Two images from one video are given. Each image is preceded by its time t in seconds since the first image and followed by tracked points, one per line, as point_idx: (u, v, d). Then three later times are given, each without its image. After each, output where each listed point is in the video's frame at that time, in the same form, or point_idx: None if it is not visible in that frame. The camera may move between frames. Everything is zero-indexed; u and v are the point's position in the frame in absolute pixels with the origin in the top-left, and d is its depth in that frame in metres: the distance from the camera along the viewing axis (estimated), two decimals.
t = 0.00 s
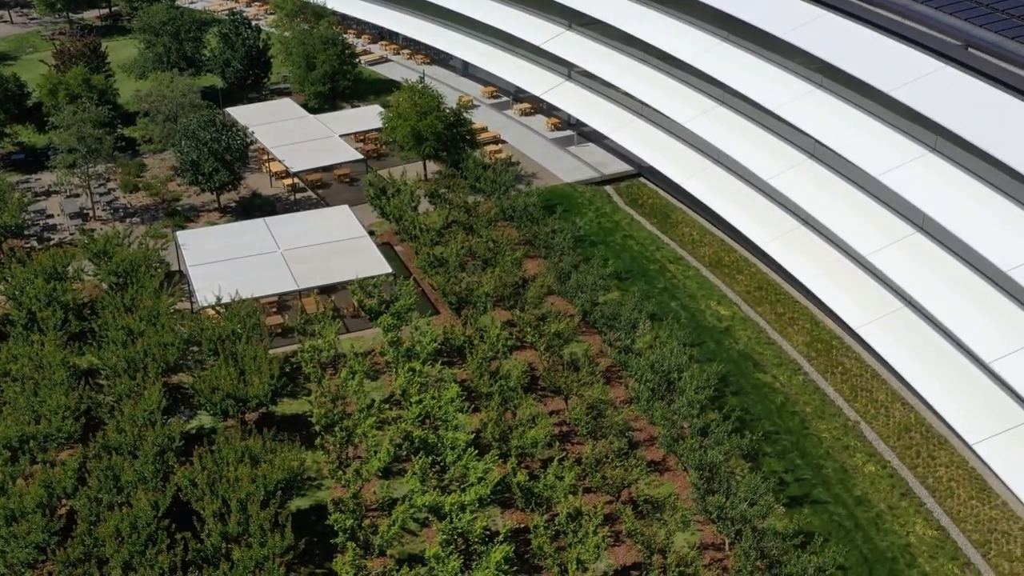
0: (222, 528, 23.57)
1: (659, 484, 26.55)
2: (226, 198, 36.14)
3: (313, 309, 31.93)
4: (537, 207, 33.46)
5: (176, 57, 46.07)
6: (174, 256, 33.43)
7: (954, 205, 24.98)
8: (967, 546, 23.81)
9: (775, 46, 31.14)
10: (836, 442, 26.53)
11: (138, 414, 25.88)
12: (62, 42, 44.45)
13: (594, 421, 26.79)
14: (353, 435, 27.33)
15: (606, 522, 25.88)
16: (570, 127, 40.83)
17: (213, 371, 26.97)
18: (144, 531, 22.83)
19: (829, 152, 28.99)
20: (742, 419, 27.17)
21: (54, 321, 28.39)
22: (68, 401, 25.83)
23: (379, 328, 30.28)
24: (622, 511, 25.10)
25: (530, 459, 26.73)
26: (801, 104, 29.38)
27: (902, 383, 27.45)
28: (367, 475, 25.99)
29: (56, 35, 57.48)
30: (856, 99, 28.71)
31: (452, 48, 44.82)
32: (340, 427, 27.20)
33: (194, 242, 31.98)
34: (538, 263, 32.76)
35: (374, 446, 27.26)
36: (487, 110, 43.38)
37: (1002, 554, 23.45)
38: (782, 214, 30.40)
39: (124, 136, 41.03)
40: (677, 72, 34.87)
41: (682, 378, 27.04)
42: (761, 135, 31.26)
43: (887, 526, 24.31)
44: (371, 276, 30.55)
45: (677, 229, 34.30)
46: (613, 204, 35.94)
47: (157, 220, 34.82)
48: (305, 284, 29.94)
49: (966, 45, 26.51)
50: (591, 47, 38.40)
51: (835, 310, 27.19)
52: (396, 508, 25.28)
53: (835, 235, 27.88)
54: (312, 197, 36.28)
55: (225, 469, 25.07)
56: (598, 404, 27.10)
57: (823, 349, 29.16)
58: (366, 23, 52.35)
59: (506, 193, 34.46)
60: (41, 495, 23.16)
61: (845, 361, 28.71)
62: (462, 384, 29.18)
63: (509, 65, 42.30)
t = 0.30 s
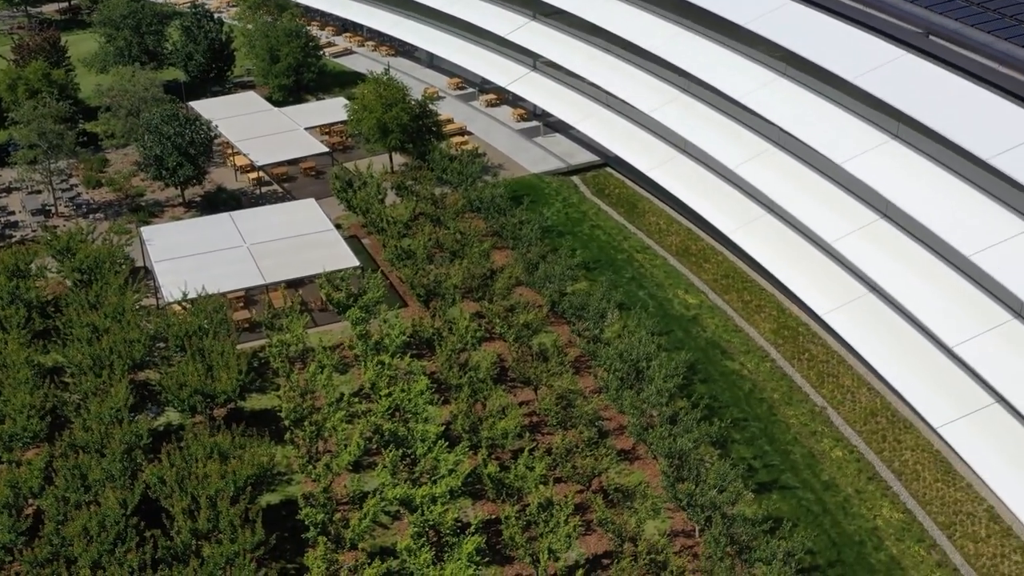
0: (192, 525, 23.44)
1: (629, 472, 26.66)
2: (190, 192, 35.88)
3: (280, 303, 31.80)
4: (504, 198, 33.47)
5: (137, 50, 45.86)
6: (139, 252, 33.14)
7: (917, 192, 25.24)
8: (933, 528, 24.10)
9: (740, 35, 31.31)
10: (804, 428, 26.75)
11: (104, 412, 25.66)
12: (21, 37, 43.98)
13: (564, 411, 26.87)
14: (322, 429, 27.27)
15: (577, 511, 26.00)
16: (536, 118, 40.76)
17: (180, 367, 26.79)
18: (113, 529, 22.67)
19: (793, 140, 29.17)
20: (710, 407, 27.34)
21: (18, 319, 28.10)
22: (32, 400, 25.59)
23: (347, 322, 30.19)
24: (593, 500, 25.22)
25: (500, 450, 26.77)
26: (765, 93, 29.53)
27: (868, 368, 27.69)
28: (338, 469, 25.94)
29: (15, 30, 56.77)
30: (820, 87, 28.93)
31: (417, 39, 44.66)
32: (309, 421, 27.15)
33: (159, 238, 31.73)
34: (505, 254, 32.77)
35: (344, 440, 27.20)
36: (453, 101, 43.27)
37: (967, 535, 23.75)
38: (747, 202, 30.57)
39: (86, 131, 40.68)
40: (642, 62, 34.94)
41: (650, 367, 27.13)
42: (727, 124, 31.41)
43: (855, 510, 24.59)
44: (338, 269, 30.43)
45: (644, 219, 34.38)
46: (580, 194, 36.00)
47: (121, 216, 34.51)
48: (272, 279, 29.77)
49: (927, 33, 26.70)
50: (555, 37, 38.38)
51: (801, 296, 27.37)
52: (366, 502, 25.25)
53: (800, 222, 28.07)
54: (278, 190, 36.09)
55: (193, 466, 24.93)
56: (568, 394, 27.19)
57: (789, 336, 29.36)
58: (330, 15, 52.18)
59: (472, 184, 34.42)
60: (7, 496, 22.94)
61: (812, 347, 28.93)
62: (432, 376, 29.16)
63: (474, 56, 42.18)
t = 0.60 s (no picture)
0: (161, 523, 23.28)
1: (598, 462, 26.75)
2: (154, 188, 35.60)
3: (247, 299, 31.63)
4: (470, 189, 33.45)
5: (97, 45, 45.47)
6: (102, 249, 32.83)
7: (879, 179, 25.47)
8: (899, 511, 24.37)
9: (704, 24, 31.48)
10: (771, 414, 26.95)
11: (69, 411, 25.42)
12: None
13: (533, 402, 26.91)
14: (291, 424, 27.17)
15: (547, 501, 26.04)
16: (501, 109, 40.67)
17: (146, 364, 26.59)
18: (80, 529, 22.46)
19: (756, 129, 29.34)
20: (678, 395, 27.49)
21: None
22: None
23: (314, 316, 30.07)
24: (563, 490, 25.29)
25: (470, 442, 26.78)
26: (729, 82, 29.68)
27: (833, 354, 27.91)
28: (307, 464, 25.86)
29: None
30: (783, 76, 29.13)
31: (380, 31, 44.46)
32: (277, 417, 27.07)
33: (122, 234, 31.44)
34: (472, 246, 32.75)
35: (313, 435, 27.12)
36: (417, 93, 43.14)
37: (932, 518, 24.03)
38: (712, 191, 30.72)
39: (46, 127, 40.28)
40: (607, 52, 35.01)
41: (618, 356, 27.23)
42: (691, 113, 31.54)
43: (822, 495, 24.85)
44: (304, 263, 30.29)
45: (610, 209, 34.43)
46: (546, 185, 36.02)
47: (83, 213, 34.19)
48: (238, 274, 29.60)
49: (887, 21, 27.21)
50: (519, 28, 38.35)
51: (766, 284, 27.54)
52: (336, 496, 25.19)
53: (765, 210, 28.24)
54: (242, 185, 35.89)
55: (161, 463, 24.75)
56: (537, 384, 27.24)
57: (755, 323, 29.54)
58: (292, 8, 51.92)
59: (438, 176, 34.39)
60: None
61: (778, 334, 29.11)
62: (400, 369, 29.11)
63: (437, 47, 42.05)
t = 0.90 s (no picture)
0: (125, 522, 23.07)
1: (564, 450, 26.84)
2: (111, 183, 35.22)
3: (208, 294, 31.40)
4: (431, 180, 33.38)
5: (50, 39, 45.04)
6: (59, 246, 32.42)
7: (837, 164, 25.73)
8: (861, 492, 24.71)
9: (662, 13, 31.61)
10: (734, 399, 27.18)
11: (29, 411, 25.10)
12: None
13: (498, 392, 26.93)
14: (256, 419, 27.03)
15: (514, 491, 26.13)
16: (461, 99, 40.56)
17: (107, 362, 26.32)
18: (43, 530, 22.20)
19: (716, 116, 29.53)
20: (642, 382, 27.65)
21: None
22: None
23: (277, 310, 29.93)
24: (529, 480, 25.37)
25: (436, 433, 26.79)
26: (688, 70, 29.84)
27: (795, 338, 28.15)
28: (272, 459, 25.74)
29: None
30: (741, 63, 29.35)
31: (339, 22, 44.20)
32: (242, 412, 26.94)
33: (79, 230, 31.08)
34: (435, 237, 32.69)
35: (277, 429, 27.00)
36: (376, 84, 42.94)
37: (893, 498, 24.37)
38: (673, 178, 30.87)
39: None
40: (566, 42, 35.03)
41: (582, 345, 27.31)
42: (651, 101, 31.65)
43: (785, 478, 25.15)
44: (265, 257, 30.11)
45: (572, 197, 34.48)
46: (507, 174, 36.00)
47: (39, 210, 33.76)
48: (198, 269, 29.35)
49: (843, 9, 27.53)
50: (477, 18, 38.27)
51: (727, 270, 27.74)
52: (303, 491, 25.10)
53: (725, 196, 28.42)
54: (202, 179, 35.61)
55: (124, 462, 24.52)
56: (501, 374, 27.29)
57: (718, 310, 29.73)
58: None
59: (399, 168, 34.29)
60: None
61: (740, 320, 29.32)
62: (365, 362, 29.04)
63: (396, 38, 41.86)
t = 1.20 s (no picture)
0: (93, 522, 22.89)
1: (534, 441, 26.88)
2: (72, 180, 34.86)
3: (173, 290, 31.16)
4: (397, 172, 33.28)
5: (7, 34, 44.36)
6: (21, 244, 32.03)
7: (800, 152, 25.91)
8: (828, 477, 24.96)
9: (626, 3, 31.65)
10: (702, 386, 27.35)
11: None
12: None
13: (467, 383, 26.94)
14: (224, 415, 26.89)
15: (484, 482, 26.15)
16: (425, 91, 40.42)
17: (71, 360, 26.07)
18: (9, 532, 21.97)
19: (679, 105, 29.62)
20: (611, 371, 27.76)
21: None
22: None
23: (243, 306, 29.75)
24: (499, 471, 25.41)
25: (405, 427, 26.76)
26: (651, 59, 29.90)
27: (761, 326, 28.30)
28: (241, 455, 25.61)
29: None
30: (704, 52, 29.45)
31: (301, 14, 43.90)
32: (210, 409, 26.79)
33: (41, 229, 30.71)
34: (401, 230, 32.60)
35: (246, 425, 26.88)
36: (340, 77, 42.69)
37: (860, 482, 24.63)
38: (639, 168, 30.95)
39: None
40: (530, 32, 34.98)
41: (550, 335, 27.37)
42: (615, 91, 31.70)
43: (753, 464, 25.36)
44: (230, 252, 29.91)
45: (538, 188, 34.49)
46: (473, 166, 35.93)
47: None
48: (162, 265, 29.11)
49: None
50: (441, 9, 38.13)
51: (693, 259, 27.85)
52: (273, 486, 25.01)
53: (690, 185, 28.52)
54: (165, 174, 35.32)
55: (91, 461, 24.30)
56: (470, 366, 27.30)
57: (684, 298, 29.84)
58: None
59: (364, 160, 34.17)
60: None
61: (706, 308, 29.44)
62: (333, 356, 28.94)
63: (359, 29, 41.62)
